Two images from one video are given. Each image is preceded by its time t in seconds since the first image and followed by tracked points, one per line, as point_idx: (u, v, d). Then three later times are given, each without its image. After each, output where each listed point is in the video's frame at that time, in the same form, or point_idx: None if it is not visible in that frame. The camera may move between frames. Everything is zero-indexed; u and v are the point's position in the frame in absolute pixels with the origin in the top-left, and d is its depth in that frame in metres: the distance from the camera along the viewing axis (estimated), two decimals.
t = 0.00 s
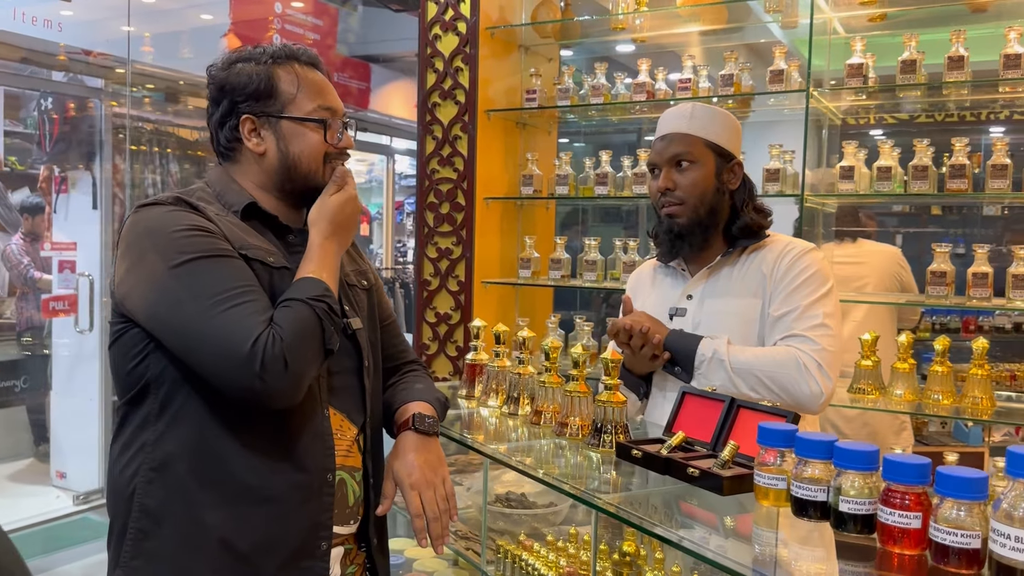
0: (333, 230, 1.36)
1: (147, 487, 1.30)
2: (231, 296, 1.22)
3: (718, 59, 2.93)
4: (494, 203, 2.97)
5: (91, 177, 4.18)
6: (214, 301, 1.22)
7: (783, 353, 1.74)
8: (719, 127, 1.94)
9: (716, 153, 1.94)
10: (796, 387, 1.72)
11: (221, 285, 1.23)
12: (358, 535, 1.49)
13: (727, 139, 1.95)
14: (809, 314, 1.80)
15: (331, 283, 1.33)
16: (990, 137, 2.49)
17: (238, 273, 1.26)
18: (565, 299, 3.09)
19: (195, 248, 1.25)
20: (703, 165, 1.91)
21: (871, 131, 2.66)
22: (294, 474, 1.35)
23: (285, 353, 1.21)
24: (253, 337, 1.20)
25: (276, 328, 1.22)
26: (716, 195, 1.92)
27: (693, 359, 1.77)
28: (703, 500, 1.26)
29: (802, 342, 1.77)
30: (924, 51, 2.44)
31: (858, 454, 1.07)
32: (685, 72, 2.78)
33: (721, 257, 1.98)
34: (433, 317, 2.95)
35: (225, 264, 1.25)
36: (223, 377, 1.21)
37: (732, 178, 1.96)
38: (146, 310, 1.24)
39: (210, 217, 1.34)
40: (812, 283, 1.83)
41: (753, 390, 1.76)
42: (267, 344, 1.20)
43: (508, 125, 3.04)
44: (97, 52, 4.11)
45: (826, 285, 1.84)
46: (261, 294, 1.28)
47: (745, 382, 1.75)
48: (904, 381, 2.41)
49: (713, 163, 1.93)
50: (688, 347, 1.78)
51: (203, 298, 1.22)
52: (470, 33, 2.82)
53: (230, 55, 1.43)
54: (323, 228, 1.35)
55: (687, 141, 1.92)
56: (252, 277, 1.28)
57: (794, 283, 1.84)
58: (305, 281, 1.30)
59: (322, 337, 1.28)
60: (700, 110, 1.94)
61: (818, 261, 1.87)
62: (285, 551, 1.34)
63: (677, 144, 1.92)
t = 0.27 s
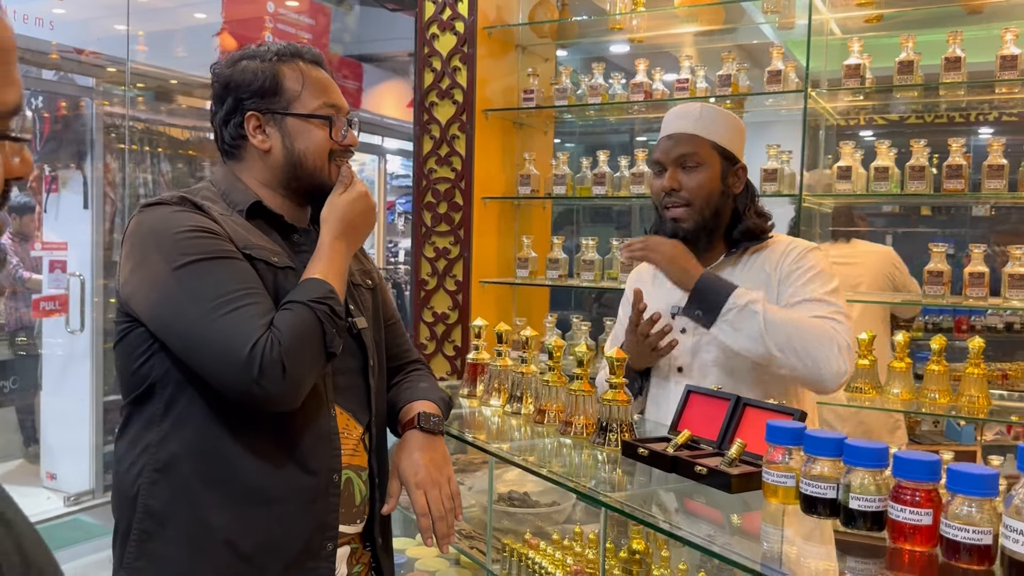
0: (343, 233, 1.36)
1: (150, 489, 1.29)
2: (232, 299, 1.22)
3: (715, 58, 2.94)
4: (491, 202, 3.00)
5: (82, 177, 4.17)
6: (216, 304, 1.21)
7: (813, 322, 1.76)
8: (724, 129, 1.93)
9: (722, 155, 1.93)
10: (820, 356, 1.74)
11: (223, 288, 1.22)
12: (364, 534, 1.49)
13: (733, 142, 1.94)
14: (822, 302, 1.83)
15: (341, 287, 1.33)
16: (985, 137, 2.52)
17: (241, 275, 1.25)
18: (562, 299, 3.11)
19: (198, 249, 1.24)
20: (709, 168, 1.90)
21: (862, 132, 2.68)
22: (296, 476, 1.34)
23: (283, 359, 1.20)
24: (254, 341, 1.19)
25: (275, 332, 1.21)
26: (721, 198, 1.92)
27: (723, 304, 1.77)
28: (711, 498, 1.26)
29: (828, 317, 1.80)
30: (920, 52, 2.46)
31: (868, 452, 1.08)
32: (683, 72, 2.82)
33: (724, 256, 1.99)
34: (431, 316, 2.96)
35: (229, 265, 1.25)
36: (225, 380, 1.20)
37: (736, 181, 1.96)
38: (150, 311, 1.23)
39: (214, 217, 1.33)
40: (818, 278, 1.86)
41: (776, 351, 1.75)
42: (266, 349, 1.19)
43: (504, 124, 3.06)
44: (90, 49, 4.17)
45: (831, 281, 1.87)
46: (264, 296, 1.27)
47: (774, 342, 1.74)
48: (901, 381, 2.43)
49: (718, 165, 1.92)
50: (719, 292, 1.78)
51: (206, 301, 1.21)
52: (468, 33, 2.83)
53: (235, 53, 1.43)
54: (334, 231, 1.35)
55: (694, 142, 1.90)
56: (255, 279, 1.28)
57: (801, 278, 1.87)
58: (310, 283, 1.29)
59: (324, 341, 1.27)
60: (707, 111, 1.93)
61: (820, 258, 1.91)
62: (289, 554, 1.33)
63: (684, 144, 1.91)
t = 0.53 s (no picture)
0: (354, 234, 1.35)
1: (156, 490, 1.28)
2: (239, 303, 1.21)
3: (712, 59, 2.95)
4: (490, 202, 3.01)
5: (74, 176, 4.15)
6: (223, 307, 1.20)
7: (848, 288, 1.79)
8: (738, 129, 1.95)
9: (732, 155, 1.95)
10: (867, 316, 1.76)
11: (230, 291, 1.21)
12: (370, 534, 1.48)
13: (744, 142, 1.96)
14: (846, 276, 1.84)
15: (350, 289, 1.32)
16: (981, 139, 2.53)
17: (248, 278, 1.24)
18: (559, 298, 3.13)
19: (204, 251, 1.23)
20: (721, 165, 1.92)
21: (853, 133, 2.71)
22: (302, 477, 1.33)
23: (289, 363, 1.19)
24: (260, 345, 1.18)
25: (282, 337, 1.20)
26: (728, 197, 1.93)
27: (758, 286, 1.74)
28: (720, 497, 1.27)
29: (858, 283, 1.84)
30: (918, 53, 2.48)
31: (879, 450, 1.08)
32: (680, 73, 2.84)
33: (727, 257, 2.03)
34: (429, 316, 2.97)
35: (235, 267, 1.24)
36: (231, 383, 1.19)
37: (745, 183, 1.97)
38: (157, 312, 1.23)
39: (222, 217, 1.32)
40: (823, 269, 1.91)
41: (829, 319, 1.74)
42: (272, 353, 1.18)
43: (502, 124, 3.07)
44: (83, 49, 4.07)
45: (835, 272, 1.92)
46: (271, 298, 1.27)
47: (823, 309, 1.74)
48: (899, 380, 2.43)
49: (729, 164, 1.93)
50: (750, 275, 1.74)
51: (212, 304, 1.20)
52: (467, 32, 2.83)
53: (242, 52, 1.42)
54: (342, 232, 1.34)
55: (707, 138, 1.92)
56: (262, 282, 1.27)
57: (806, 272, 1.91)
58: (317, 286, 1.28)
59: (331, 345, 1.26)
60: (722, 109, 1.95)
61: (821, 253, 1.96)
62: (295, 557, 1.32)
63: (697, 140, 1.92)
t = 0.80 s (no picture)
0: (356, 234, 1.35)
1: (157, 491, 1.27)
2: (240, 303, 1.20)
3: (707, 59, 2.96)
4: (486, 201, 3.01)
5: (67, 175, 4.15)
6: (224, 308, 1.19)
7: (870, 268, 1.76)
8: (741, 130, 1.95)
9: (733, 156, 1.95)
10: (889, 297, 1.73)
11: (231, 291, 1.20)
12: (371, 534, 1.48)
13: (747, 144, 1.96)
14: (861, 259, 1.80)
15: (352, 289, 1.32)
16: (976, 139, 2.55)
17: (250, 278, 1.23)
18: (555, 297, 3.14)
19: (206, 251, 1.22)
20: (718, 166, 1.92)
21: (846, 133, 2.72)
22: (303, 478, 1.32)
23: (291, 365, 1.19)
24: (261, 346, 1.18)
25: (283, 338, 1.19)
26: (723, 199, 1.94)
27: (789, 251, 1.63)
28: (723, 496, 1.27)
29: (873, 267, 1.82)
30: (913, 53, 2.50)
31: (883, 448, 1.08)
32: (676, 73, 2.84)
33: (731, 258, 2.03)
34: (425, 316, 2.96)
35: (237, 268, 1.23)
36: (233, 384, 1.18)
37: (743, 185, 1.98)
38: (158, 312, 1.22)
39: (223, 217, 1.31)
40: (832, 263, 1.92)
41: (854, 292, 1.69)
42: (274, 355, 1.18)
43: (498, 124, 3.07)
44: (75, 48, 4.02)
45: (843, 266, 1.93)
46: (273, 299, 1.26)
47: (852, 283, 1.69)
48: (895, 379, 2.45)
49: (728, 166, 1.94)
50: (783, 241, 1.62)
51: (214, 304, 1.19)
52: (463, 32, 2.84)
53: (241, 51, 1.41)
54: (343, 232, 1.33)
55: (706, 138, 1.93)
56: (264, 282, 1.26)
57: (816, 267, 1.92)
58: (319, 286, 1.28)
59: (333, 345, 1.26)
60: (726, 109, 1.97)
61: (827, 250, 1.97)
62: (296, 558, 1.32)
63: (697, 139, 1.94)
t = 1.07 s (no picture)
0: (344, 235, 1.33)
1: (143, 494, 1.25)
2: (226, 305, 1.18)
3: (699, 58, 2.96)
4: (477, 201, 3.00)
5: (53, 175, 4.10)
6: (210, 310, 1.18)
7: (877, 280, 1.68)
8: (747, 129, 1.93)
9: (737, 154, 1.93)
10: (896, 311, 1.66)
11: (218, 293, 1.19)
12: (361, 537, 1.46)
13: (753, 143, 1.93)
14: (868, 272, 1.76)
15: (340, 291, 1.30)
16: (966, 138, 2.55)
17: (236, 279, 1.22)
18: (546, 296, 3.13)
19: (192, 252, 1.21)
20: (720, 163, 1.90)
21: (836, 132, 2.72)
22: (291, 481, 1.31)
23: (277, 368, 1.17)
24: (247, 349, 1.16)
25: (269, 340, 1.18)
26: (723, 197, 1.91)
27: (796, 268, 1.58)
28: (716, 498, 1.26)
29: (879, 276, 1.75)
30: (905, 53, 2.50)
31: (877, 450, 1.07)
32: (668, 72, 2.83)
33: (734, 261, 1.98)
34: (416, 316, 2.95)
35: (224, 269, 1.21)
36: (218, 387, 1.17)
37: (747, 184, 1.94)
38: (144, 313, 1.20)
39: (210, 217, 1.30)
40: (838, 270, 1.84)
41: (863, 308, 1.62)
42: (259, 358, 1.16)
43: (489, 123, 3.06)
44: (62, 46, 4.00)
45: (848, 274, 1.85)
46: (260, 300, 1.24)
47: (859, 297, 1.62)
48: (886, 378, 2.44)
49: (730, 163, 1.91)
50: (788, 255, 1.57)
51: (200, 306, 1.18)
52: (454, 30, 2.82)
53: (229, 48, 1.40)
54: (332, 232, 1.32)
55: (709, 135, 1.91)
56: (251, 283, 1.24)
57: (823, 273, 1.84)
58: (306, 287, 1.26)
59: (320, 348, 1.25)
60: (733, 106, 1.94)
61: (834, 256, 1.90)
62: (285, 562, 1.30)
63: (701, 135, 1.92)
